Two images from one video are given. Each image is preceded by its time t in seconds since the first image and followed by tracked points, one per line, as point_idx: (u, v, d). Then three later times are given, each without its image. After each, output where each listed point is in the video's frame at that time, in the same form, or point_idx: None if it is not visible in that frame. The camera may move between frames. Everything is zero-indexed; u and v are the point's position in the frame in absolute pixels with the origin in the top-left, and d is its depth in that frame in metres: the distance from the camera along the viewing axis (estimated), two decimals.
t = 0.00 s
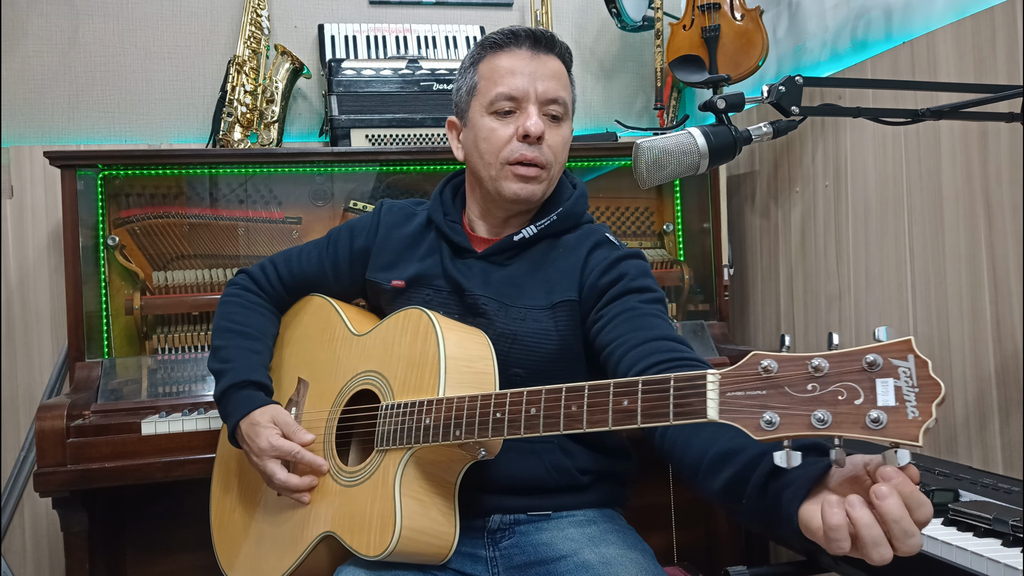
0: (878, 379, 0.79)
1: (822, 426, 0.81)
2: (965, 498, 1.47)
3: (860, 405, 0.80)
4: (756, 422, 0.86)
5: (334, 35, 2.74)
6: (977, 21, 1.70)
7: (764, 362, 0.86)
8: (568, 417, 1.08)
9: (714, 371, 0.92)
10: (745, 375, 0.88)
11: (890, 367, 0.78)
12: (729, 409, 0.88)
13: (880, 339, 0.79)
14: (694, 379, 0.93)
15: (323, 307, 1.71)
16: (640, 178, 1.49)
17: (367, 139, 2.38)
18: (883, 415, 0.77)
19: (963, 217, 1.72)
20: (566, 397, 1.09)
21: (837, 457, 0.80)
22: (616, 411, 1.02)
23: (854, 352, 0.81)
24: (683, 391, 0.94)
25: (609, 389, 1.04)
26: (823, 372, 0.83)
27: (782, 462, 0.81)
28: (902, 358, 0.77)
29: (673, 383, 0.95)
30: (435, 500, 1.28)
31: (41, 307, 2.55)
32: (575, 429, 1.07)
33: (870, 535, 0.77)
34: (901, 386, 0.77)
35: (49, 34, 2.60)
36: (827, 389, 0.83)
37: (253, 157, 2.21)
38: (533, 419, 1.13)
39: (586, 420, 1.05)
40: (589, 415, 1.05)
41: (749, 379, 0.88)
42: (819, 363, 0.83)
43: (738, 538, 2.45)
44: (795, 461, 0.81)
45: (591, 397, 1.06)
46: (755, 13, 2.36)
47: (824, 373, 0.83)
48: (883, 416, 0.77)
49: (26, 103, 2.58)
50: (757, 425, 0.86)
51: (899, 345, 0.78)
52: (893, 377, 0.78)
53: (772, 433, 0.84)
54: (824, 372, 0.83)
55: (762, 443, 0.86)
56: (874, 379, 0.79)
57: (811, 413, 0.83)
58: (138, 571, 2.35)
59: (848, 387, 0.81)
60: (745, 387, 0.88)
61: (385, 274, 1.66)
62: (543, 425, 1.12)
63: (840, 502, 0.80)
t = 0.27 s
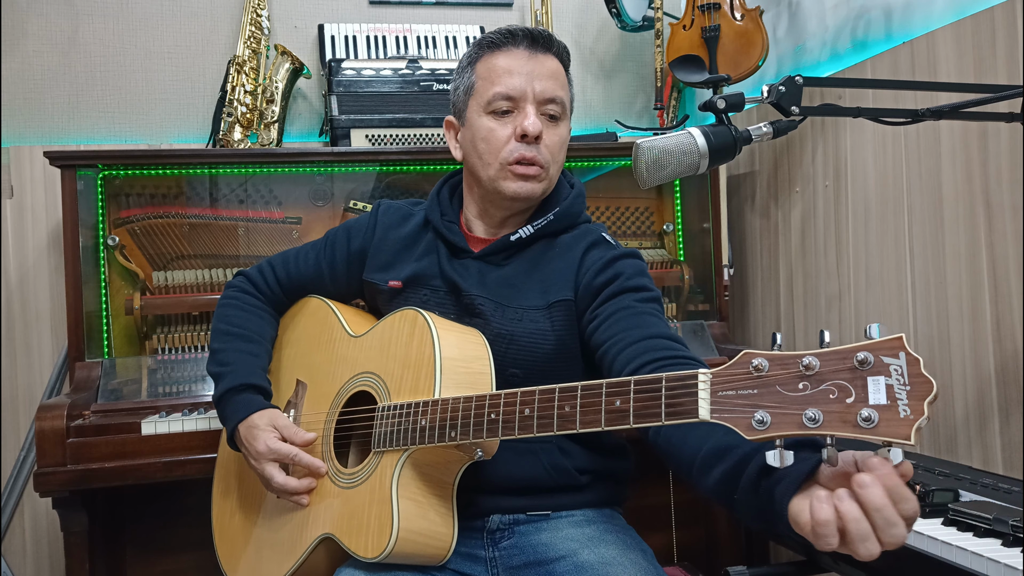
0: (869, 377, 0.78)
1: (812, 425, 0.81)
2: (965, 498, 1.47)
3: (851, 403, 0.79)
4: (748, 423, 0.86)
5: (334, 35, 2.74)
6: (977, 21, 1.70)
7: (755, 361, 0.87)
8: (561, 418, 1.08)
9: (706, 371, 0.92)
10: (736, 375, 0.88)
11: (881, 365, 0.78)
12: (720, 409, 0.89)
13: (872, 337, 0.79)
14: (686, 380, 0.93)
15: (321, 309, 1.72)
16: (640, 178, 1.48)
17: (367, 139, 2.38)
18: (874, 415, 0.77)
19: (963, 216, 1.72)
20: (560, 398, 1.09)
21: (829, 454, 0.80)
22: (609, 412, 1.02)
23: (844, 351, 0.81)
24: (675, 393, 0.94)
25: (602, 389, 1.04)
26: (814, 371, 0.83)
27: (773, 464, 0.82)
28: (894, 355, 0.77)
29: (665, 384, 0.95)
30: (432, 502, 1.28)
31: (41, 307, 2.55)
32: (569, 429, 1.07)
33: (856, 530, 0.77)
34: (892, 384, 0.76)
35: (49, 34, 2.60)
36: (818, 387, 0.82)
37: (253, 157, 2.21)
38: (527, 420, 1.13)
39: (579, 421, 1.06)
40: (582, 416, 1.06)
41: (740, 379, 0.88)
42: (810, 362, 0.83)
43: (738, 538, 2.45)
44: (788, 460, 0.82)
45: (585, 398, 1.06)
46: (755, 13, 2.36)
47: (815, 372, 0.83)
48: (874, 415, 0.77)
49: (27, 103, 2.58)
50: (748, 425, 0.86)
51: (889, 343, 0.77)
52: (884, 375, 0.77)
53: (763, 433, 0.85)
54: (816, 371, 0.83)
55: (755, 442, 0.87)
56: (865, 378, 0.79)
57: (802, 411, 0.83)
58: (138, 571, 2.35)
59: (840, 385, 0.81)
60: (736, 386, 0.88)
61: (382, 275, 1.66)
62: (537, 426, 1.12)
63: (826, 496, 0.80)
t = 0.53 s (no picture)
0: (871, 388, 0.78)
1: (814, 436, 0.81)
2: (965, 498, 1.47)
3: (853, 414, 0.79)
4: (748, 433, 0.87)
5: (334, 35, 2.74)
6: (977, 21, 1.70)
7: (757, 370, 0.87)
8: (561, 425, 1.08)
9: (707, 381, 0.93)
10: (737, 384, 0.89)
11: (883, 375, 0.78)
12: (720, 418, 0.89)
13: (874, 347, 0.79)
14: (687, 391, 0.93)
15: (319, 310, 1.72)
16: (640, 178, 1.49)
17: (367, 139, 2.38)
18: (876, 425, 0.76)
19: (963, 216, 1.73)
20: (560, 405, 1.09)
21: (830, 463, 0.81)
22: (610, 420, 1.02)
23: (845, 361, 0.81)
24: (677, 402, 0.94)
25: (602, 397, 1.04)
26: (815, 381, 0.83)
27: (775, 472, 0.82)
28: (895, 365, 0.76)
29: (665, 392, 0.95)
30: (432, 505, 1.28)
31: (41, 307, 2.55)
32: (569, 436, 1.07)
33: (857, 533, 0.77)
34: (894, 395, 0.76)
35: (48, 34, 2.60)
36: (820, 398, 0.82)
37: (253, 157, 2.21)
38: (527, 426, 1.13)
39: (580, 429, 1.06)
40: (582, 424, 1.05)
41: (741, 389, 0.88)
42: (812, 372, 0.83)
43: (738, 538, 2.45)
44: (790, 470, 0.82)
45: (585, 405, 1.06)
46: (755, 13, 2.36)
47: (816, 382, 0.83)
48: (876, 426, 0.76)
49: (27, 103, 2.58)
50: (750, 435, 0.87)
51: (890, 353, 0.77)
52: (886, 386, 0.77)
53: (764, 443, 0.85)
54: (817, 381, 0.83)
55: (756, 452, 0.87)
56: (867, 388, 0.79)
57: (804, 422, 0.83)
58: (138, 571, 2.35)
59: (841, 396, 0.81)
60: (737, 396, 0.88)
61: (380, 276, 1.66)
62: (536, 432, 1.12)
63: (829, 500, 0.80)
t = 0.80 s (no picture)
0: (869, 389, 0.78)
1: (812, 438, 0.81)
2: (965, 498, 1.47)
3: (850, 415, 0.80)
4: (745, 436, 0.87)
5: (333, 35, 2.74)
6: (977, 21, 1.70)
7: (753, 371, 0.87)
8: (557, 427, 1.08)
9: (703, 382, 0.92)
10: (734, 386, 0.89)
11: (880, 376, 0.78)
12: (718, 419, 0.89)
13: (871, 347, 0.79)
14: (686, 392, 0.93)
15: (316, 312, 1.72)
16: (640, 178, 1.49)
17: (367, 139, 2.38)
18: (874, 426, 0.76)
19: (963, 216, 1.72)
20: (557, 407, 1.09)
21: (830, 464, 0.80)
22: (606, 422, 1.02)
23: (843, 361, 0.81)
24: (675, 404, 0.94)
25: (598, 399, 1.04)
26: (812, 382, 0.83)
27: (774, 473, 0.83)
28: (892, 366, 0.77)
29: (662, 394, 0.96)
30: (430, 507, 1.28)
31: (41, 307, 2.55)
32: (566, 439, 1.07)
33: (869, 535, 0.76)
34: (892, 396, 0.76)
35: (49, 34, 2.60)
36: (817, 399, 0.83)
37: (253, 157, 2.21)
38: (524, 429, 1.13)
39: (577, 431, 1.05)
40: (579, 426, 1.05)
41: (737, 390, 0.88)
42: (808, 373, 0.83)
43: (738, 538, 2.45)
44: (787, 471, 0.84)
45: (581, 408, 1.06)
46: (755, 13, 2.36)
47: (814, 383, 0.83)
48: (874, 427, 0.76)
49: (27, 103, 2.58)
50: (746, 437, 0.87)
51: (887, 354, 0.77)
52: (884, 387, 0.77)
53: (762, 445, 0.85)
54: (814, 382, 0.83)
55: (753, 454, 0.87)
56: (864, 390, 0.79)
57: (801, 423, 0.83)
58: (138, 571, 2.35)
59: (839, 397, 0.81)
60: (734, 398, 0.88)
61: (376, 277, 1.66)
62: (533, 435, 1.12)
63: (838, 500, 0.79)
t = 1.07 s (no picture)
0: (857, 387, 0.79)
1: (800, 437, 0.81)
2: (965, 498, 1.47)
3: (839, 414, 0.80)
4: (734, 435, 0.87)
5: (334, 34, 2.74)
6: (977, 21, 1.70)
7: (742, 371, 0.87)
8: (550, 428, 1.08)
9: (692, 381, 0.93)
10: (723, 385, 0.89)
11: (868, 375, 0.78)
12: (707, 419, 0.89)
13: (861, 345, 0.79)
14: (675, 392, 0.93)
15: (313, 314, 1.72)
16: (640, 178, 1.49)
17: (367, 139, 2.38)
18: (862, 425, 0.77)
19: (963, 216, 1.72)
20: (549, 407, 1.09)
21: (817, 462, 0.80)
22: (598, 422, 1.02)
23: (831, 360, 0.81)
24: (665, 404, 0.94)
25: (590, 398, 1.04)
26: (801, 382, 0.83)
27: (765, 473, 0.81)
28: (881, 364, 0.77)
29: (653, 394, 0.95)
30: (427, 509, 1.28)
31: (41, 307, 2.55)
32: (559, 439, 1.07)
33: (847, 536, 0.76)
34: (880, 395, 0.76)
35: (49, 34, 2.60)
36: (805, 398, 0.83)
37: (253, 157, 2.21)
38: (518, 429, 1.13)
39: (568, 431, 1.05)
40: (571, 426, 1.05)
41: (726, 390, 0.88)
42: (796, 371, 0.83)
43: (739, 538, 2.45)
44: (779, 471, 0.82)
45: (574, 408, 1.05)
46: (755, 13, 2.36)
47: (802, 382, 0.83)
48: (862, 425, 0.77)
49: (27, 103, 2.58)
50: (735, 437, 0.87)
51: (875, 353, 0.77)
52: (871, 385, 0.78)
53: (750, 444, 0.85)
54: (802, 381, 0.83)
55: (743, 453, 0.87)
56: (852, 388, 0.79)
57: (790, 422, 0.83)
58: (138, 571, 2.35)
59: (827, 396, 0.81)
60: (723, 397, 0.88)
61: (372, 278, 1.66)
62: (526, 435, 1.12)
63: (817, 502, 0.79)
